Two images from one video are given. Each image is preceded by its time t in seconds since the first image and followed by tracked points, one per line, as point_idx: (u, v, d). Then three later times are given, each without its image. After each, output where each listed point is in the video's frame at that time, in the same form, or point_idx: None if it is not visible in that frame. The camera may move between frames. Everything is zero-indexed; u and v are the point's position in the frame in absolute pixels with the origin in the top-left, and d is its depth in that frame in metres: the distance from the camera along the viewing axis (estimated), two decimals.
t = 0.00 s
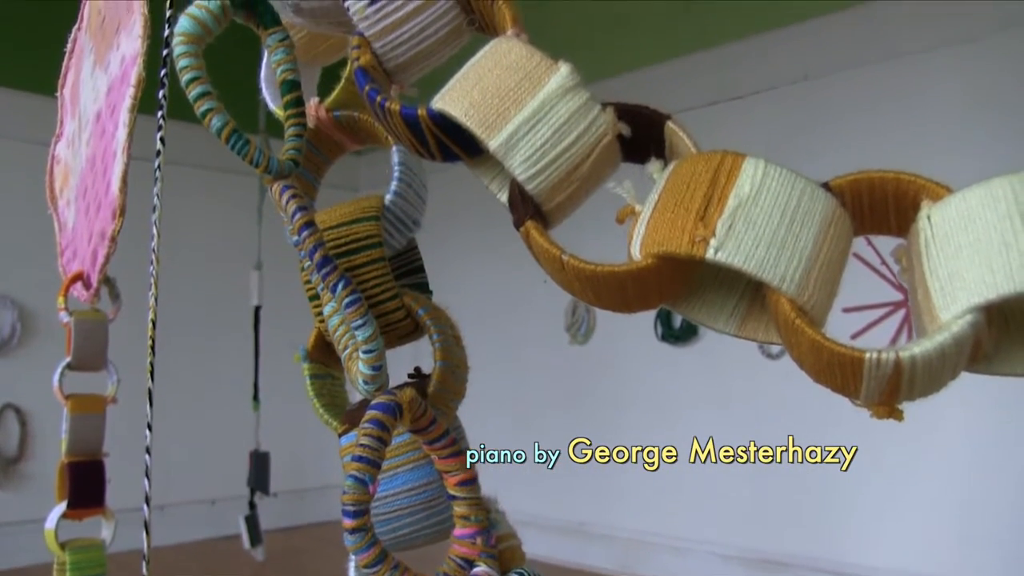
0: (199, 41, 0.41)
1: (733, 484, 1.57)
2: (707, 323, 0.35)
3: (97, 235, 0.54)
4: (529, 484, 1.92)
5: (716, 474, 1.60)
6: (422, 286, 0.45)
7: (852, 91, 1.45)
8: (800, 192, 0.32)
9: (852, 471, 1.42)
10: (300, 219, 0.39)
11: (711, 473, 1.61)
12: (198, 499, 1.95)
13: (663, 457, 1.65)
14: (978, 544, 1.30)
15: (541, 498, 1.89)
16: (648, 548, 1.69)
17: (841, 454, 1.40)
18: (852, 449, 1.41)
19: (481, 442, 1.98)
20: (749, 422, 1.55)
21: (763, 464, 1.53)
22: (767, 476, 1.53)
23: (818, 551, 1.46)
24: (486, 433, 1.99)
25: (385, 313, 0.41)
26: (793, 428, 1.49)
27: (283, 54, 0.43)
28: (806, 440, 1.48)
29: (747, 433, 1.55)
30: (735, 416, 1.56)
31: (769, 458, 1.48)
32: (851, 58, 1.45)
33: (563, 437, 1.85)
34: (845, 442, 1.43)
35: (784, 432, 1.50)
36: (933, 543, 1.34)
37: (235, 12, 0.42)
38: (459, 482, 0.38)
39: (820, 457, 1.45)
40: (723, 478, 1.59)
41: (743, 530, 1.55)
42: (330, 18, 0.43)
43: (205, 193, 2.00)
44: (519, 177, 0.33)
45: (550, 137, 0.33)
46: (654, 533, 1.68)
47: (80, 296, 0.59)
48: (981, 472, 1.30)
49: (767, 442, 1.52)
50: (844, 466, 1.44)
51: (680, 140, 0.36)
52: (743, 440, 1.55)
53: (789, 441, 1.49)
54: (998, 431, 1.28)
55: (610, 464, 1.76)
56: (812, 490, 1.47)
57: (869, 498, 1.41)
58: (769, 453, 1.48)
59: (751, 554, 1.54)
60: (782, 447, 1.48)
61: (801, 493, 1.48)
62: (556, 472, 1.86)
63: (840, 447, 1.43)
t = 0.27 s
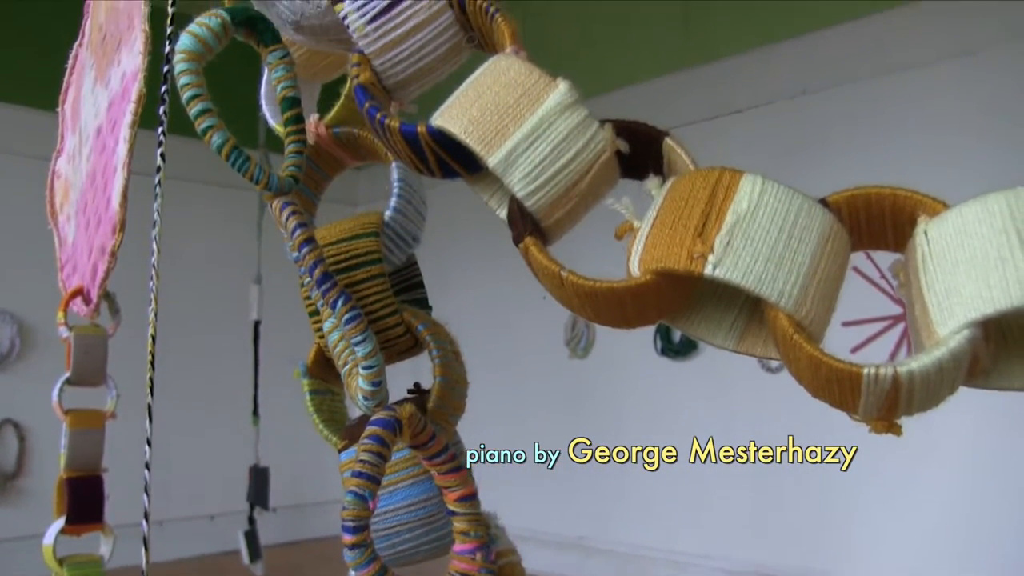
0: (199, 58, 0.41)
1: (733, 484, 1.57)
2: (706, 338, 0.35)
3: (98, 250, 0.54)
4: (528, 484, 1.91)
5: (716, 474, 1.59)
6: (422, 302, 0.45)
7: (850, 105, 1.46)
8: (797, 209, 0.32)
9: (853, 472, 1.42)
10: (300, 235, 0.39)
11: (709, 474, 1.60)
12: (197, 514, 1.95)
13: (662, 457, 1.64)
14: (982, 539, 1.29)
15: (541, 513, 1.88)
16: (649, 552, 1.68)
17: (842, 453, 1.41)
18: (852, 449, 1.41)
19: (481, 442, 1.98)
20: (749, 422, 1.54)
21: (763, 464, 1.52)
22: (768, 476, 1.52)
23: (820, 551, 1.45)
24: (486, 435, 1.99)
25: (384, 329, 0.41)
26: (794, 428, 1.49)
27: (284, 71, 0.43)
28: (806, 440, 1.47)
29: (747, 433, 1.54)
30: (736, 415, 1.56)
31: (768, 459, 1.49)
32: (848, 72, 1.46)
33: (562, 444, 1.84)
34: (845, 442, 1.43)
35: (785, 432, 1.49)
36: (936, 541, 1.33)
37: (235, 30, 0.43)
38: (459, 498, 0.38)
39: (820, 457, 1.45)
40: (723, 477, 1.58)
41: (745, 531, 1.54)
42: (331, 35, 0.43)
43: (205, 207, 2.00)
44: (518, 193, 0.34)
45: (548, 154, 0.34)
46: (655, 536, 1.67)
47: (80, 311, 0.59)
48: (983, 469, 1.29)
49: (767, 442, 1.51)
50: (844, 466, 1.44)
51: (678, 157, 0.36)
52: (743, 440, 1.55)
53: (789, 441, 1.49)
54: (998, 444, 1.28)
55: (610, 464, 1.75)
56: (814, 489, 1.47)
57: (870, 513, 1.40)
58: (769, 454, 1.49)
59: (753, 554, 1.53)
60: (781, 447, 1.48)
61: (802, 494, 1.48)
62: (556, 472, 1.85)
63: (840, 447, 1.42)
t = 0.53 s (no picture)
0: (199, 74, 0.41)
1: (734, 484, 1.56)
2: (705, 353, 0.35)
3: (97, 265, 0.55)
4: (528, 484, 1.90)
5: (716, 474, 1.59)
6: (421, 317, 0.46)
7: (848, 118, 1.46)
8: (795, 224, 0.32)
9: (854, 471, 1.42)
10: (300, 251, 0.40)
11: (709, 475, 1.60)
12: (196, 529, 1.94)
13: (662, 456, 1.64)
14: (986, 535, 1.28)
15: (540, 527, 1.87)
16: (651, 554, 1.67)
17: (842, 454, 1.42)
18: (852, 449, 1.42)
19: (481, 443, 1.97)
20: (749, 422, 1.54)
21: (763, 464, 1.52)
22: (768, 477, 1.52)
23: (822, 549, 1.44)
24: (486, 435, 1.98)
25: (384, 344, 0.41)
26: (793, 428, 1.49)
27: (284, 87, 0.43)
28: (806, 440, 1.47)
29: (747, 433, 1.54)
30: (737, 416, 1.56)
31: (768, 458, 1.50)
32: (845, 86, 1.47)
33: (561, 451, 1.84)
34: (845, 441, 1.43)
35: (785, 432, 1.50)
36: (937, 555, 1.32)
37: (236, 46, 0.43)
38: (458, 513, 0.38)
39: (819, 458, 1.45)
40: (723, 477, 1.58)
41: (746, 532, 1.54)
42: (331, 51, 0.43)
43: (205, 222, 2.01)
44: (517, 210, 0.34)
45: (547, 171, 0.34)
46: (656, 537, 1.67)
47: (79, 326, 0.59)
48: (985, 468, 1.29)
49: (767, 441, 1.51)
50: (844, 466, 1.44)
51: (676, 173, 0.37)
52: (743, 441, 1.54)
53: (789, 441, 1.49)
54: (998, 457, 1.27)
55: (610, 464, 1.74)
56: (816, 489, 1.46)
57: (870, 527, 1.40)
58: (769, 454, 1.50)
59: (755, 553, 1.52)
60: (781, 447, 1.49)
61: (802, 499, 1.47)
62: (556, 473, 1.85)
63: (840, 447, 1.42)
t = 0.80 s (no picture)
0: (201, 92, 0.41)
1: (734, 484, 1.56)
2: (705, 369, 0.36)
3: (97, 279, 0.55)
4: (529, 485, 1.89)
5: (717, 473, 1.58)
6: (420, 333, 0.46)
7: (845, 132, 1.47)
8: (793, 239, 0.32)
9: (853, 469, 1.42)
10: (301, 267, 0.40)
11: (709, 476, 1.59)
12: (195, 544, 1.93)
13: (662, 456, 1.64)
14: (990, 531, 1.27)
15: (541, 542, 1.86)
16: (651, 556, 1.66)
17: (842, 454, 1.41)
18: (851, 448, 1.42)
19: (481, 443, 1.96)
20: (749, 422, 1.54)
21: (763, 464, 1.51)
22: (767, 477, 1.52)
23: (825, 548, 1.44)
24: (485, 435, 1.98)
25: (384, 360, 0.42)
26: (793, 428, 1.50)
27: (284, 105, 0.43)
28: (806, 441, 1.48)
29: (747, 433, 1.54)
30: (739, 428, 1.56)
31: (768, 458, 1.50)
32: (843, 100, 1.48)
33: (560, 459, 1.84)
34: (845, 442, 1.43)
35: (785, 431, 1.50)
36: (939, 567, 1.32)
37: (237, 63, 0.43)
38: (459, 528, 0.38)
39: (820, 457, 1.45)
40: (724, 477, 1.57)
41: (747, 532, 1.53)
42: (330, 69, 0.43)
43: (206, 236, 2.01)
44: (516, 226, 0.34)
45: (546, 187, 0.34)
46: (658, 537, 1.66)
47: (79, 340, 0.59)
48: (988, 465, 1.29)
49: (767, 442, 1.51)
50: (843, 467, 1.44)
51: (675, 189, 0.37)
52: (743, 440, 1.54)
53: (789, 442, 1.50)
54: (999, 469, 1.27)
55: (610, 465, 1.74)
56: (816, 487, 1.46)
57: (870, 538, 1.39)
58: (769, 453, 1.50)
59: (756, 552, 1.51)
60: (781, 447, 1.49)
61: (801, 509, 1.47)
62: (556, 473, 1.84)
63: (839, 447, 1.41)
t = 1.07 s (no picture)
0: (203, 109, 0.41)
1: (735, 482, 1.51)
2: (704, 385, 0.36)
3: (98, 294, 0.55)
4: (525, 486, 1.82)
5: (716, 476, 1.53)
6: (421, 349, 0.46)
7: (843, 147, 1.47)
8: (791, 256, 0.32)
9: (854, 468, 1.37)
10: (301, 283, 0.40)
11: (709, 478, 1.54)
12: (194, 560, 1.92)
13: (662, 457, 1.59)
14: (994, 548, 1.23)
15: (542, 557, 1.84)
16: (648, 560, 1.60)
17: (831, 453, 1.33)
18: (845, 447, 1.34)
19: (480, 442, 1.89)
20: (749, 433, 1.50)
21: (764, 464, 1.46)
22: (767, 488, 1.46)
23: (825, 564, 1.39)
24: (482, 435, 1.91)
25: (385, 376, 0.42)
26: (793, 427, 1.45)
27: (285, 121, 0.43)
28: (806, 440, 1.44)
29: (747, 433, 1.49)
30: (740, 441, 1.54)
31: (768, 458, 1.45)
32: (841, 115, 1.48)
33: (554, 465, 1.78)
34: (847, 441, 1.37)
35: (785, 433, 1.46)
36: None
37: (239, 81, 0.43)
38: (459, 544, 0.40)
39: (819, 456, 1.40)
40: (722, 481, 1.53)
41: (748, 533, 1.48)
42: (331, 86, 0.43)
43: (205, 250, 2.01)
44: (516, 243, 0.34)
45: (546, 205, 0.34)
46: (656, 538, 1.60)
47: (80, 356, 0.59)
48: (996, 471, 1.24)
49: (767, 443, 1.47)
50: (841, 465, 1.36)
51: (673, 206, 0.37)
52: (743, 440, 1.49)
53: (789, 441, 1.44)
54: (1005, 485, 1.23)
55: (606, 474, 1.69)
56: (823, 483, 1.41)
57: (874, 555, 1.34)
58: (768, 453, 1.45)
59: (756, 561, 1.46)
60: (781, 447, 1.44)
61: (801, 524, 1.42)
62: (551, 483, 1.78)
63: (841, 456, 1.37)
